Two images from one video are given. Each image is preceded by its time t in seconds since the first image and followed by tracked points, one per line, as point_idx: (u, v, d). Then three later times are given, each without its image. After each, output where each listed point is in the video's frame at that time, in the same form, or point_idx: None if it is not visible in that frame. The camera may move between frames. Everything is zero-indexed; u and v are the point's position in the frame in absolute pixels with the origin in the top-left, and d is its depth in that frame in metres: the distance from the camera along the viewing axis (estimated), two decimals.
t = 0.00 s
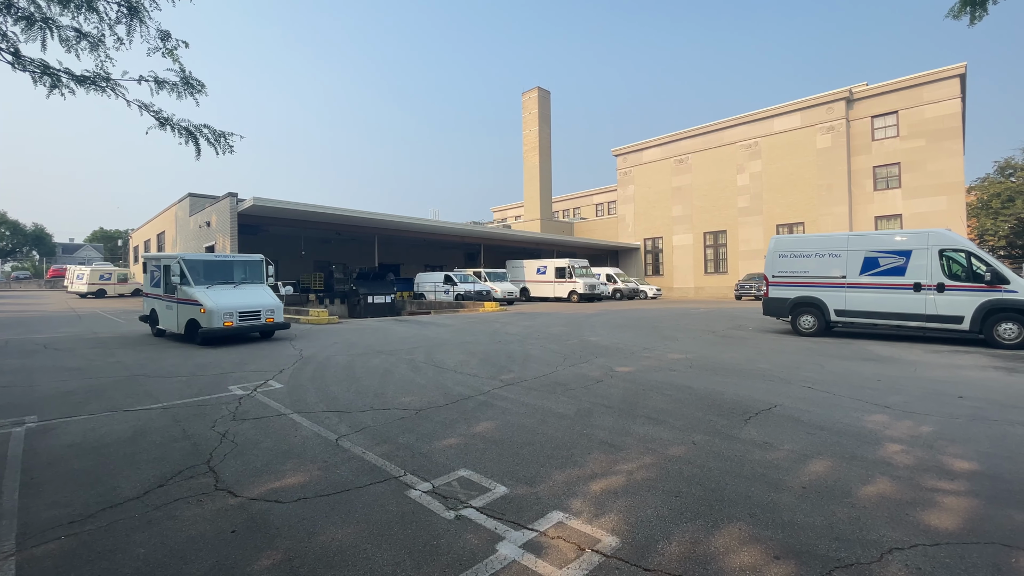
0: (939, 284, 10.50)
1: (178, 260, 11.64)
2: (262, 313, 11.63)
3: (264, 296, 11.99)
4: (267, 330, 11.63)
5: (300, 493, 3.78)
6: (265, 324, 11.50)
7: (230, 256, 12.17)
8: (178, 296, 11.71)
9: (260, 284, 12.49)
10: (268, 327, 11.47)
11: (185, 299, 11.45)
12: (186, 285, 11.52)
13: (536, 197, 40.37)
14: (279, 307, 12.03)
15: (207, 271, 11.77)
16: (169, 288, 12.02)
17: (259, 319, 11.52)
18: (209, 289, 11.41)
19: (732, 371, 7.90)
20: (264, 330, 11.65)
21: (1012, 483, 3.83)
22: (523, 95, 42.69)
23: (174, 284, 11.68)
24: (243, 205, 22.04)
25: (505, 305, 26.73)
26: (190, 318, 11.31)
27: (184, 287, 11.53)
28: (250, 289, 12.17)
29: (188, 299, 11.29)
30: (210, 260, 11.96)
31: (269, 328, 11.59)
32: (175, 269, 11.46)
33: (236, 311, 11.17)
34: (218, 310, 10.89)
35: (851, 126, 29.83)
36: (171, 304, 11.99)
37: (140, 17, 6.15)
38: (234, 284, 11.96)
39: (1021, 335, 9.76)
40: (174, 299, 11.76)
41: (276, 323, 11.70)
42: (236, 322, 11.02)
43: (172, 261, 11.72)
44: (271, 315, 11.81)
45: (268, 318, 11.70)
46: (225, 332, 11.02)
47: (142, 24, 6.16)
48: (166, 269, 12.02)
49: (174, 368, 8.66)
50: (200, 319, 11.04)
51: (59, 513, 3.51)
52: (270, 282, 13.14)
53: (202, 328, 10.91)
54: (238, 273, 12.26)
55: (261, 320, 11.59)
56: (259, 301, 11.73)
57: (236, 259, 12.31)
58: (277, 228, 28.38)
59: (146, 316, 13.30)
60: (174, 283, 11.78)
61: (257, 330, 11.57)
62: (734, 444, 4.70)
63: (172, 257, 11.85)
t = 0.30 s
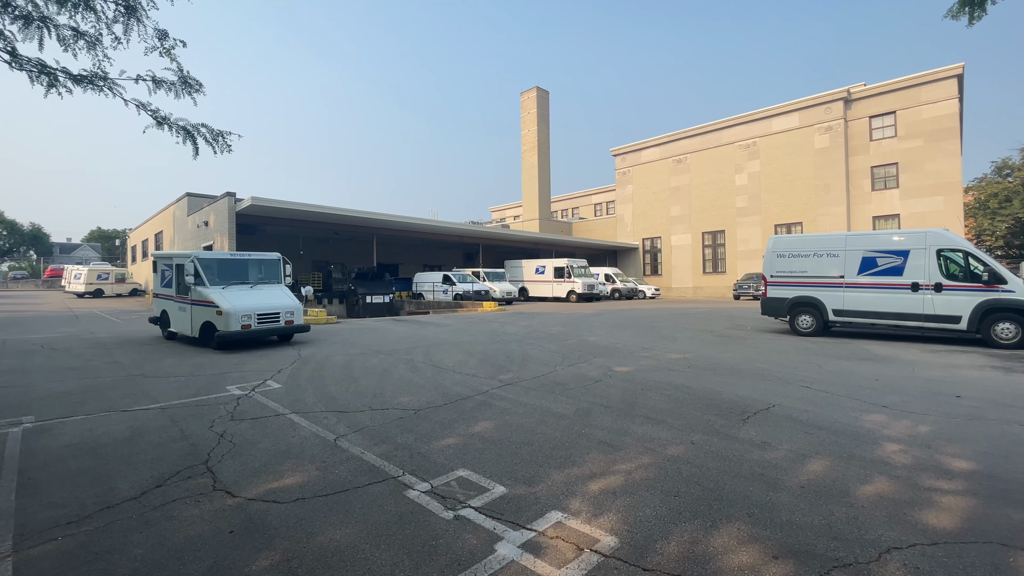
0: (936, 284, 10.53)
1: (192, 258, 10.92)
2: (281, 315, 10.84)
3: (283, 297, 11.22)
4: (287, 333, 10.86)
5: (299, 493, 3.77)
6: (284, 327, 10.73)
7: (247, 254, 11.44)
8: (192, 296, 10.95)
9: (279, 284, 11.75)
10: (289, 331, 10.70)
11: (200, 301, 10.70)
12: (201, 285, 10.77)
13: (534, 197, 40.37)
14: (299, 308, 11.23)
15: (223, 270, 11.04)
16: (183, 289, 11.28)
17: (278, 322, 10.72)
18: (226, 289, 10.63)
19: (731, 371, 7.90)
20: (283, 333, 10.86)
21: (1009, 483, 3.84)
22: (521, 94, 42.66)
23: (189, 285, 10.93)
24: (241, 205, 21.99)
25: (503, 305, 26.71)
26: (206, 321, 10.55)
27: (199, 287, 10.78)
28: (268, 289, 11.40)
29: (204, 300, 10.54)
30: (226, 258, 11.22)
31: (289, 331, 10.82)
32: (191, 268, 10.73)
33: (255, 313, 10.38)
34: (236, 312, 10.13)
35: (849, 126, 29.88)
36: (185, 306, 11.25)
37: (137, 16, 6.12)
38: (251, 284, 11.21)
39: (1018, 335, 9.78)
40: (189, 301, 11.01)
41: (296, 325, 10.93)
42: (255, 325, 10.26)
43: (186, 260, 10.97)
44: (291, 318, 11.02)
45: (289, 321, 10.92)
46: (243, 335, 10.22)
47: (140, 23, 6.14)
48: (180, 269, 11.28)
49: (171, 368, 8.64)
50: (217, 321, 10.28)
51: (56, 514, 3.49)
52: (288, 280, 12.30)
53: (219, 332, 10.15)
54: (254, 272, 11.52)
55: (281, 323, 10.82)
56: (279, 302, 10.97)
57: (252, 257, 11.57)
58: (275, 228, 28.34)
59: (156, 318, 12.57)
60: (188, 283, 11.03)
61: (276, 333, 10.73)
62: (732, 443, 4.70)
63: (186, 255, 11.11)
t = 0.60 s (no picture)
0: (935, 284, 10.54)
1: (208, 257, 10.07)
2: (304, 319, 10.04)
3: (305, 299, 10.36)
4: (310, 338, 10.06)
5: (297, 494, 3.75)
6: (307, 331, 9.93)
7: (266, 253, 10.58)
8: (208, 298, 10.10)
9: (300, 286, 10.89)
10: (312, 336, 9.89)
11: (217, 303, 9.85)
12: (218, 286, 9.92)
13: (533, 197, 40.35)
14: (322, 311, 10.43)
15: (241, 270, 10.17)
16: (198, 290, 10.44)
17: (301, 325, 9.94)
18: (246, 291, 9.81)
19: (730, 371, 7.89)
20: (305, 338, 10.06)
21: (1008, 483, 3.83)
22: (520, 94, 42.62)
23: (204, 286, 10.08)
24: (239, 204, 21.94)
25: (502, 304, 26.69)
26: (224, 325, 9.70)
27: (216, 288, 9.93)
28: (289, 291, 10.52)
29: (221, 303, 9.70)
30: (243, 257, 10.37)
31: (312, 336, 10.01)
32: (207, 268, 9.89)
33: (277, 317, 9.57)
34: (257, 315, 9.31)
35: (847, 126, 29.91)
36: (199, 308, 10.40)
37: (134, 15, 6.10)
38: (270, 285, 10.35)
39: (1016, 334, 9.80)
40: (204, 303, 10.16)
41: (319, 330, 10.12)
42: (278, 330, 9.46)
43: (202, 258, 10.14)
44: (314, 321, 10.23)
45: (311, 325, 10.11)
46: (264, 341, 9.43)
47: (137, 22, 6.12)
48: (195, 268, 10.44)
49: (169, 368, 8.61)
50: (236, 325, 9.45)
51: (52, 515, 3.47)
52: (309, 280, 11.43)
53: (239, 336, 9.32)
54: (273, 272, 10.63)
55: (304, 327, 10.01)
56: (301, 305, 10.12)
57: (270, 257, 10.69)
58: (273, 227, 28.29)
59: (168, 320, 11.71)
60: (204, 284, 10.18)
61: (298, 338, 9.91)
62: (731, 444, 4.70)
63: (202, 254, 10.25)
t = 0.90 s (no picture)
0: (933, 284, 10.56)
1: (229, 256, 9.43)
2: (331, 322, 9.38)
3: (331, 301, 9.70)
4: (337, 343, 9.38)
5: (295, 495, 3.74)
6: (333, 336, 9.25)
7: (289, 252, 9.95)
8: (228, 300, 9.44)
9: (324, 287, 10.23)
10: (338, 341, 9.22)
11: (239, 305, 9.18)
12: (240, 287, 9.25)
13: (532, 197, 40.34)
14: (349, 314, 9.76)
15: (263, 270, 9.52)
16: (217, 291, 9.77)
17: (328, 330, 9.26)
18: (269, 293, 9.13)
19: (729, 371, 7.89)
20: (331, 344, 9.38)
21: (1007, 483, 3.83)
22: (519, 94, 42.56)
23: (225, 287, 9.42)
24: (238, 204, 21.90)
25: (501, 305, 26.68)
26: (247, 329, 9.03)
27: (238, 289, 9.26)
28: (313, 293, 9.85)
29: (243, 305, 9.04)
30: (265, 256, 9.72)
31: (339, 341, 9.34)
32: (228, 268, 9.24)
33: (303, 321, 8.89)
34: (282, 318, 8.64)
35: (846, 126, 29.94)
36: (218, 311, 9.72)
37: (132, 14, 6.09)
38: (294, 286, 9.70)
39: (1014, 334, 9.82)
40: (224, 305, 9.50)
41: (346, 334, 9.45)
42: (304, 334, 8.79)
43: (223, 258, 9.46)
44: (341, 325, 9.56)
45: (338, 330, 9.43)
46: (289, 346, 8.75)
47: (134, 21, 6.11)
48: (213, 268, 9.78)
49: (167, 369, 8.59)
50: (259, 329, 8.78)
51: (49, 516, 3.46)
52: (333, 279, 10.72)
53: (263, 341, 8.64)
54: (295, 273, 9.95)
55: (330, 331, 9.34)
56: (327, 308, 9.47)
57: (292, 256, 10.01)
58: (272, 227, 28.23)
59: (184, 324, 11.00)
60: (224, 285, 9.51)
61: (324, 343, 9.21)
62: (730, 444, 4.70)
63: (222, 253, 9.61)
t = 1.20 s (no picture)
0: (931, 284, 10.57)
1: (253, 255, 8.70)
2: (362, 327, 8.68)
3: (361, 303, 9.00)
4: (368, 349, 8.71)
5: (294, 495, 3.74)
6: (365, 341, 8.57)
7: (315, 252, 9.25)
8: (251, 303, 8.71)
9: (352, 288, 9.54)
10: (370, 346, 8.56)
11: (264, 309, 8.46)
12: (265, 289, 8.53)
13: (531, 197, 40.34)
14: (381, 317, 9.06)
15: (289, 270, 8.80)
16: (239, 293, 9.03)
17: (359, 334, 8.57)
18: (297, 294, 8.42)
19: (729, 371, 7.89)
20: (363, 349, 8.70)
21: (1005, 483, 3.84)
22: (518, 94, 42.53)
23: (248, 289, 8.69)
24: (236, 204, 21.87)
25: (501, 305, 26.68)
26: (273, 334, 8.32)
27: (263, 291, 8.54)
28: (342, 294, 9.15)
29: (269, 308, 8.31)
30: (290, 255, 9.00)
31: (370, 347, 8.68)
32: (252, 268, 8.52)
33: (335, 325, 8.20)
34: (313, 323, 7.94)
35: (844, 127, 29.98)
36: (241, 315, 9.00)
37: (130, 14, 6.08)
38: (321, 287, 9.00)
39: (1012, 334, 9.85)
40: (247, 308, 8.77)
41: (378, 339, 8.76)
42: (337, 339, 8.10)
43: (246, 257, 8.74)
44: (373, 329, 8.86)
45: (370, 334, 8.76)
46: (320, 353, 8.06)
47: (133, 21, 6.10)
48: (235, 269, 9.05)
49: (165, 369, 8.57)
50: (288, 335, 8.06)
51: (48, 516, 3.46)
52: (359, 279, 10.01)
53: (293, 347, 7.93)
54: (321, 273, 9.24)
55: (362, 336, 8.65)
56: (358, 310, 8.77)
57: (319, 255, 9.30)
58: (271, 227, 28.20)
59: (201, 327, 10.26)
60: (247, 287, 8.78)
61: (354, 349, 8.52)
62: (730, 443, 4.71)
63: (245, 253, 8.87)
